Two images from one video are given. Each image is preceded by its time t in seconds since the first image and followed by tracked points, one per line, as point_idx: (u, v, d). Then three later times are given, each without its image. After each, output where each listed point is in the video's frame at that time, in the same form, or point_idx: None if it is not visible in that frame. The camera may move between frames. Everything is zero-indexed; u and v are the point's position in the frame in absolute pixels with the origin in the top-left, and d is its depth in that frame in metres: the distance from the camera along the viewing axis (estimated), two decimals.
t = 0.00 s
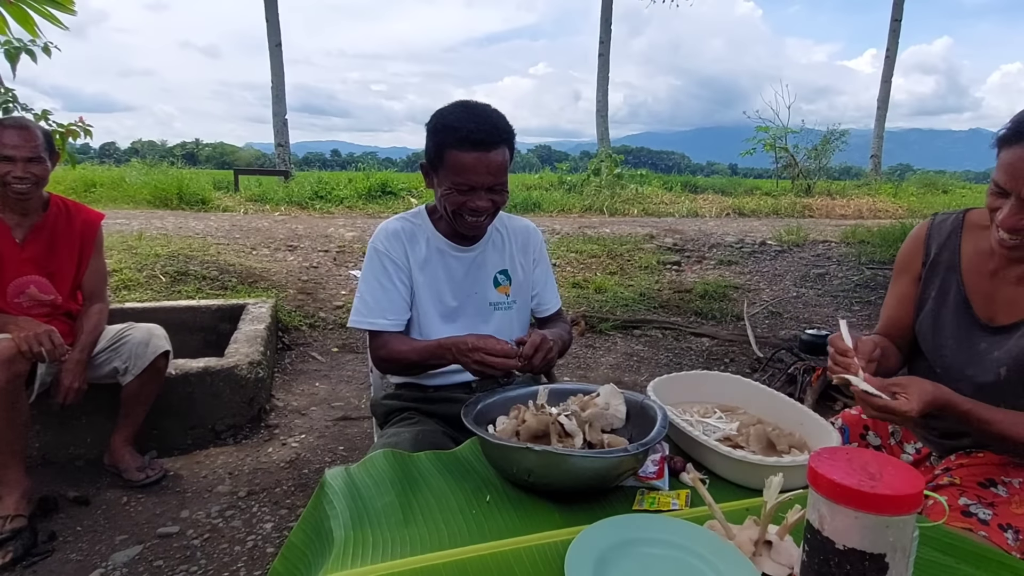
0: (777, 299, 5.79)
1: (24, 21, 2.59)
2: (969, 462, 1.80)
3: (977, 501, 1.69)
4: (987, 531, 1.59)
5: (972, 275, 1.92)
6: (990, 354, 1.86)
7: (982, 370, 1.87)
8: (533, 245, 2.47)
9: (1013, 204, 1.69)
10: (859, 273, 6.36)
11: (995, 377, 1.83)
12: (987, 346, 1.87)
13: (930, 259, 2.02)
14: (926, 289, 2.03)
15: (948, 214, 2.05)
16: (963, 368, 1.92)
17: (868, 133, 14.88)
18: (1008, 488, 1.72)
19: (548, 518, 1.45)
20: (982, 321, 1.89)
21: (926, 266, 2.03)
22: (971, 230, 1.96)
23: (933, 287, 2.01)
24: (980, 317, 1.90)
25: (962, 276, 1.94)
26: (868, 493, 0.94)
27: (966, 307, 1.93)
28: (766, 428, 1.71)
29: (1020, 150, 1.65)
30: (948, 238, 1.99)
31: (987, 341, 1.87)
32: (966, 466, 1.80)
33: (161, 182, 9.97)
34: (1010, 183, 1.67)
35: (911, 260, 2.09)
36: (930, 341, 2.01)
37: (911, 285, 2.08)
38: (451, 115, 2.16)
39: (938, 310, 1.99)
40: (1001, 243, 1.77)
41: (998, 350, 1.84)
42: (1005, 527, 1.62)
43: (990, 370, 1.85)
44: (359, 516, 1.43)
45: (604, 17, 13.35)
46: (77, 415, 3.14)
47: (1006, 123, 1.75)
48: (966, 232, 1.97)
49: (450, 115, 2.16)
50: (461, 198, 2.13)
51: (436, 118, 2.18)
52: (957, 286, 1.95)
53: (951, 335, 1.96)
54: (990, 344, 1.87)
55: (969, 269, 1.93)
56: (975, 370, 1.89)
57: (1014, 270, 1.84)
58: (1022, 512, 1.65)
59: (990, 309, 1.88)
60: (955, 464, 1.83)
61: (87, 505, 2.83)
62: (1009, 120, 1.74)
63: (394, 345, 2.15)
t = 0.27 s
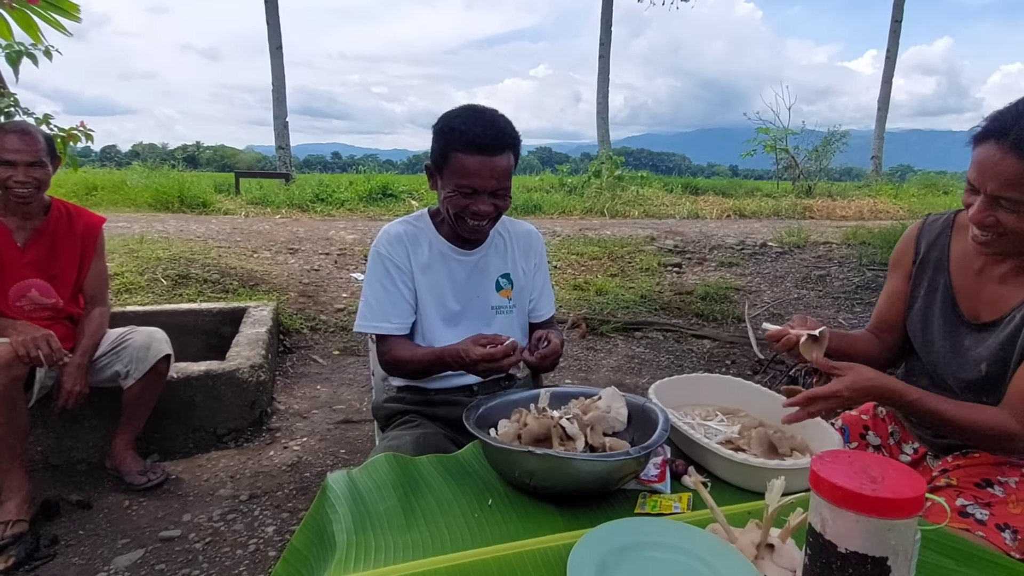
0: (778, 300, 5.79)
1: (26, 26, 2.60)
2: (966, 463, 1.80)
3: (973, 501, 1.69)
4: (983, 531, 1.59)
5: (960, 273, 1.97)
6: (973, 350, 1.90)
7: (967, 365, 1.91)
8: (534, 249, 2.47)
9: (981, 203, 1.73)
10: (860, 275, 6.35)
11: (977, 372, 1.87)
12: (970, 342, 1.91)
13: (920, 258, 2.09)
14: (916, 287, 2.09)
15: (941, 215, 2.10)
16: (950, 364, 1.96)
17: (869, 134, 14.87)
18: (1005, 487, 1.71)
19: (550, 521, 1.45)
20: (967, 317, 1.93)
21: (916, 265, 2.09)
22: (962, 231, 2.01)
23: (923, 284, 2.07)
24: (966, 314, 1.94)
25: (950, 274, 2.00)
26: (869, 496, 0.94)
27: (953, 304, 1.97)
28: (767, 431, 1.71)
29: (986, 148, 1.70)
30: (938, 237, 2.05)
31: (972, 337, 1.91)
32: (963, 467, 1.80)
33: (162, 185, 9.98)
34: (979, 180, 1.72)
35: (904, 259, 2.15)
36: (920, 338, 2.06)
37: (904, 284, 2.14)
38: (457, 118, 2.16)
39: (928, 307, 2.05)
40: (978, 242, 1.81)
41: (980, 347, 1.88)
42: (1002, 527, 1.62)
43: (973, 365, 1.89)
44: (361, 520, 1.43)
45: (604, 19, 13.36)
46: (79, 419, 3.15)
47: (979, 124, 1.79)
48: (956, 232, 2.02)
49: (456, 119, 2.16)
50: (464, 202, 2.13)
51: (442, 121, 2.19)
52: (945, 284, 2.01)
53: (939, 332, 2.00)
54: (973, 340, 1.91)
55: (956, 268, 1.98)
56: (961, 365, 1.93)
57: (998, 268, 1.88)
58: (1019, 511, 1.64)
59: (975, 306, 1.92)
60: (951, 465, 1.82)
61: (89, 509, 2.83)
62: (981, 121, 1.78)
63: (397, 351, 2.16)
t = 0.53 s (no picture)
0: (778, 301, 5.78)
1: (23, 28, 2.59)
2: (965, 463, 1.79)
3: (973, 501, 1.68)
4: (983, 531, 1.58)
5: (948, 272, 1.96)
6: (963, 348, 1.89)
7: (956, 364, 1.90)
8: (533, 251, 2.48)
9: (963, 202, 1.72)
10: (860, 275, 6.34)
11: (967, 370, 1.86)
12: (959, 340, 1.90)
13: (909, 258, 2.09)
14: (906, 288, 2.09)
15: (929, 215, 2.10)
16: (941, 363, 1.95)
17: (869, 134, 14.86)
18: (1003, 486, 1.70)
19: (548, 524, 1.44)
20: (956, 316, 1.92)
21: (905, 265, 2.10)
22: (948, 231, 2.01)
23: (912, 284, 2.07)
24: (955, 313, 1.93)
25: (938, 273, 1.99)
26: (870, 498, 0.93)
27: (942, 303, 1.97)
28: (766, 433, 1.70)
29: (963, 149, 1.70)
30: (925, 237, 2.05)
31: (960, 336, 1.90)
32: (962, 467, 1.78)
33: (162, 188, 9.98)
34: (957, 180, 1.72)
35: (894, 260, 2.15)
36: (911, 338, 2.06)
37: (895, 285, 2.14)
38: (473, 115, 2.16)
39: (918, 307, 2.04)
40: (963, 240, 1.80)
41: (969, 345, 1.86)
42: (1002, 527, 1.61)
43: (962, 363, 1.87)
44: (357, 523, 1.42)
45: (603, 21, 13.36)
46: (77, 422, 3.13)
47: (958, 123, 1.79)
48: (943, 231, 2.02)
49: (472, 116, 2.16)
50: (480, 199, 2.12)
51: (458, 118, 2.19)
52: (934, 283, 2.00)
53: (929, 331, 1.99)
54: (963, 339, 1.89)
55: (944, 267, 1.97)
56: (951, 365, 1.92)
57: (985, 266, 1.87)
58: (1018, 511, 1.62)
59: (964, 304, 1.91)
60: (950, 466, 1.82)
61: (86, 513, 2.82)
62: (959, 121, 1.78)
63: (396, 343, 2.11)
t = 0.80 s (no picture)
0: (777, 299, 5.77)
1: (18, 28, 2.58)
2: (966, 461, 1.78)
3: (974, 500, 1.67)
4: (985, 530, 1.57)
5: (941, 270, 1.95)
6: (960, 346, 1.87)
7: (954, 363, 1.88)
8: (538, 255, 2.50)
9: (949, 201, 1.71)
10: (859, 273, 6.33)
11: (966, 368, 1.85)
12: (957, 339, 1.89)
13: (904, 256, 2.08)
14: (901, 286, 2.08)
15: (921, 213, 2.10)
16: (939, 361, 1.93)
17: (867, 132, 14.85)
18: (1005, 485, 1.69)
19: (546, 525, 1.43)
20: (953, 314, 1.91)
21: (900, 264, 2.09)
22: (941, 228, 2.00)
23: (908, 283, 2.06)
24: (951, 311, 1.91)
25: (933, 271, 1.98)
26: (869, 497, 0.91)
27: (938, 301, 1.95)
28: (765, 433, 1.69)
29: (946, 148, 1.70)
30: (919, 236, 2.04)
31: (958, 334, 1.89)
32: (963, 465, 1.77)
33: (160, 190, 9.96)
34: (943, 179, 1.71)
35: (889, 258, 2.15)
36: (908, 337, 2.05)
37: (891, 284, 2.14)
38: (502, 112, 2.16)
39: (915, 305, 2.03)
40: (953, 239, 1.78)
41: (966, 343, 1.85)
42: (1004, 526, 1.59)
43: (960, 362, 1.86)
44: (353, 524, 1.40)
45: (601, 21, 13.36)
46: (74, 425, 3.12)
47: (939, 123, 1.78)
48: (936, 229, 2.01)
49: (501, 113, 2.16)
50: (505, 196, 2.11)
51: (486, 114, 2.19)
52: (929, 281, 1.99)
53: (926, 330, 1.98)
54: (959, 337, 1.88)
55: (938, 266, 1.96)
56: (949, 364, 1.90)
57: (979, 263, 1.86)
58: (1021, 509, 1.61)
59: (960, 302, 1.89)
60: (951, 464, 1.80)
61: (83, 516, 2.80)
62: (941, 121, 1.77)
63: (417, 333, 2.03)
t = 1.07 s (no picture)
0: (774, 298, 5.77)
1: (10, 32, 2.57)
2: (962, 458, 1.79)
3: (971, 496, 1.67)
4: (982, 527, 1.58)
5: (934, 267, 1.96)
6: (954, 343, 1.88)
7: (949, 359, 1.89)
8: (545, 256, 2.49)
9: (940, 199, 1.72)
10: (856, 271, 6.34)
11: (961, 364, 1.85)
12: (951, 335, 1.89)
13: (897, 254, 2.08)
14: (895, 284, 2.09)
15: (913, 211, 2.10)
16: (934, 358, 1.94)
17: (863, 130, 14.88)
18: (1001, 481, 1.69)
19: (544, 526, 1.43)
20: (946, 311, 1.91)
21: (893, 262, 2.10)
22: (933, 226, 2.00)
23: (902, 280, 2.07)
24: (945, 308, 1.92)
25: (926, 268, 1.99)
26: (867, 496, 0.91)
27: (932, 299, 1.96)
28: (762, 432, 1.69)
29: (936, 146, 1.70)
30: (912, 234, 2.05)
31: (952, 330, 1.89)
32: (959, 462, 1.78)
33: (155, 193, 9.94)
34: (934, 177, 1.71)
35: (882, 255, 2.15)
36: (903, 334, 2.05)
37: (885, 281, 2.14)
38: (516, 113, 2.17)
39: (909, 302, 2.04)
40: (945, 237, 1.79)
41: (960, 339, 1.86)
42: (1001, 523, 1.60)
43: (955, 358, 1.87)
44: (352, 527, 1.40)
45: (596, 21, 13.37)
46: (71, 430, 3.11)
47: (928, 122, 1.78)
48: (929, 226, 2.02)
49: (514, 113, 2.16)
50: (517, 195, 2.11)
51: (500, 114, 2.18)
52: (922, 278, 2.00)
53: (920, 327, 1.99)
54: (954, 332, 1.89)
55: (930, 263, 1.97)
56: (944, 360, 1.91)
57: (972, 259, 1.86)
58: (1017, 505, 1.62)
59: (954, 298, 1.90)
60: (947, 461, 1.81)
61: (81, 521, 2.80)
62: (931, 119, 1.77)
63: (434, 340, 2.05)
